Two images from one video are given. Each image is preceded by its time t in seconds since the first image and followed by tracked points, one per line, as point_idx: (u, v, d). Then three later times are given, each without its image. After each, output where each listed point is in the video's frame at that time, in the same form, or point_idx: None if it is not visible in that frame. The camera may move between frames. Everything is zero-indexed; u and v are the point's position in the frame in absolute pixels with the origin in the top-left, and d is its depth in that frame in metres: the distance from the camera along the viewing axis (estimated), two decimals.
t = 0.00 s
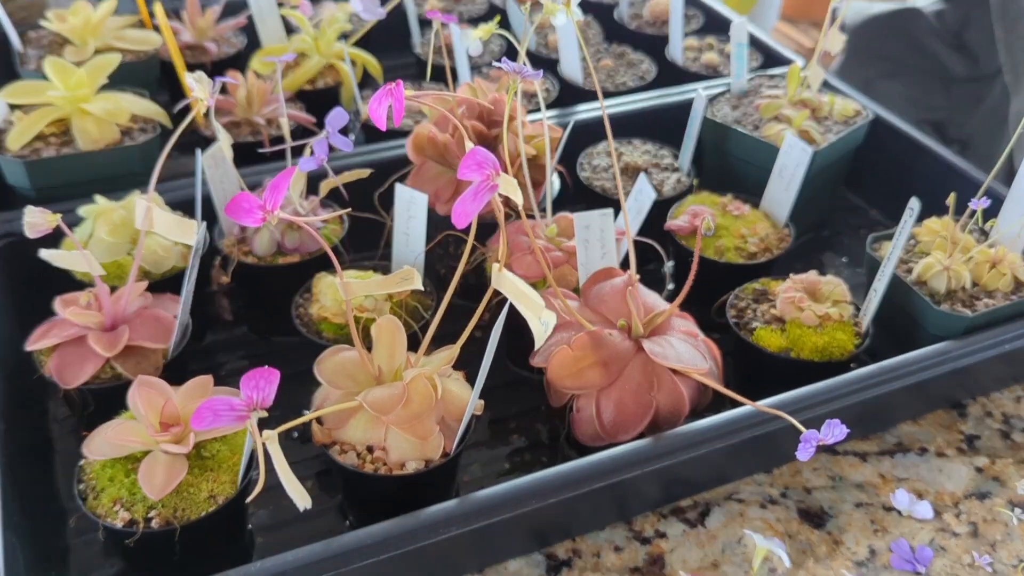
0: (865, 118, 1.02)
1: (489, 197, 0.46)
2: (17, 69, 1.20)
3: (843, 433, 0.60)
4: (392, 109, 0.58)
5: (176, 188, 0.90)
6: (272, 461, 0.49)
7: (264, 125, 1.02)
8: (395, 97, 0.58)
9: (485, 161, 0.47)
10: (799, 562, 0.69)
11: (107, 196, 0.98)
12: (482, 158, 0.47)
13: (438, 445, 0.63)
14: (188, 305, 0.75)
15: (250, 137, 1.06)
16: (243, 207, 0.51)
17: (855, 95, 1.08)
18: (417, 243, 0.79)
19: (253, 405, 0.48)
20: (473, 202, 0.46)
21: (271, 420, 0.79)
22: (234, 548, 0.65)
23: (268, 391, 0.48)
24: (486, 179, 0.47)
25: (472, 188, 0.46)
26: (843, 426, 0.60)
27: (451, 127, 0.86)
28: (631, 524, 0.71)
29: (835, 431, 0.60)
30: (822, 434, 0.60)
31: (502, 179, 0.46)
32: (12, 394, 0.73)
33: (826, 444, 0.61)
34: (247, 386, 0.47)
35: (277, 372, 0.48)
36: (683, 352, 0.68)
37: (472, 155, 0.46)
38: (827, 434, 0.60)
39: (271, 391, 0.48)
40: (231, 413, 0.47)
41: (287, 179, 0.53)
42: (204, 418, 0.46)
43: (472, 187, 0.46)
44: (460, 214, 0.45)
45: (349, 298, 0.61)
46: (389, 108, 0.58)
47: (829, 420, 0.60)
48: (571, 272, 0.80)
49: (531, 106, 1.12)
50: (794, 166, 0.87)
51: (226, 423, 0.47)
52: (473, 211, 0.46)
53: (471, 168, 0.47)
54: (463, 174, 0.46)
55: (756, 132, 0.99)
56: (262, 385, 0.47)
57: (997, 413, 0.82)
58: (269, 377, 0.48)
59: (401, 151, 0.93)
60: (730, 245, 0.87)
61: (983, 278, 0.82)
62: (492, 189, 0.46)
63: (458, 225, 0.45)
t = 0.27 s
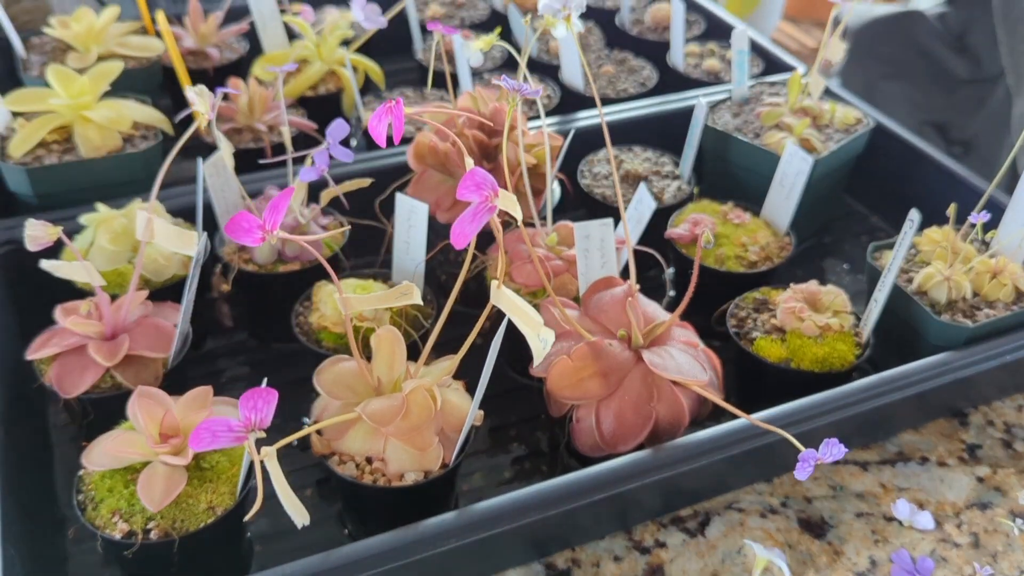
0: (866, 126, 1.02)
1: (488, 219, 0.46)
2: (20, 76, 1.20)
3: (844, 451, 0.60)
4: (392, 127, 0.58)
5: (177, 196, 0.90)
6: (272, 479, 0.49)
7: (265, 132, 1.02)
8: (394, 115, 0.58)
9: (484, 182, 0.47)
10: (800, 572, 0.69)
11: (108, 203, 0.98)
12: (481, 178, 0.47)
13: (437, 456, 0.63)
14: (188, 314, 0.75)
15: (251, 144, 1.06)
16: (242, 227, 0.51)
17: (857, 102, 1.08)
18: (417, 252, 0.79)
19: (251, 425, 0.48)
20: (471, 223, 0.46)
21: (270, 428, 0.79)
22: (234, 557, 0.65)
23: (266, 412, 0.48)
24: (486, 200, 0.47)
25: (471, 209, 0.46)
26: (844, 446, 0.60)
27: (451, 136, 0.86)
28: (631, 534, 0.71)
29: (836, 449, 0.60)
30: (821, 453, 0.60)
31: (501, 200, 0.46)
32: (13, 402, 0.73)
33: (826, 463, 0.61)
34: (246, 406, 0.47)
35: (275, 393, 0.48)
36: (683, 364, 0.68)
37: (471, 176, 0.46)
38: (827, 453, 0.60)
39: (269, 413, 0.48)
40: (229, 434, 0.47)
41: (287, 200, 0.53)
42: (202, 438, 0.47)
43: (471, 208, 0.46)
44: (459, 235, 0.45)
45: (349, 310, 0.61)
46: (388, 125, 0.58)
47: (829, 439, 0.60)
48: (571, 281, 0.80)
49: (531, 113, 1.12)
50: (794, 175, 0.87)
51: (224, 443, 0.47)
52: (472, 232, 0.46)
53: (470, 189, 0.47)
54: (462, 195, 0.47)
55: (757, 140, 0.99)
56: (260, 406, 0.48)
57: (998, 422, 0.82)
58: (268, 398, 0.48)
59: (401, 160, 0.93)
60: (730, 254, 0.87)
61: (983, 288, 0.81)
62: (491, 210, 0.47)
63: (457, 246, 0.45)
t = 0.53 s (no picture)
0: (868, 138, 1.02)
1: (480, 239, 0.47)
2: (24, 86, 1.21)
3: (837, 470, 0.61)
4: (387, 146, 0.58)
5: (179, 206, 0.90)
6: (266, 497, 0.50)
7: (267, 143, 1.02)
8: (390, 133, 0.58)
9: (477, 203, 0.47)
10: None
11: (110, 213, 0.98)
12: (474, 199, 0.47)
13: (435, 469, 0.63)
14: (188, 325, 0.75)
15: (253, 154, 1.07)
16: (236, 245, 0.52)
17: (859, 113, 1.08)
18: (417, 264, 0.79)
19: (244, 445, 0.48)
20: (464, 243, 0.46)
21: (270, 439, 0.79)
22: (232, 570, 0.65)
23: (259, 431, 0.48)
24: (478, 221, 0.47)
25: (463, 229, 0.46)
26: (837, 465, 0.61)
27: (452, 148, 0.86)
28: (631, 547, 0.71)
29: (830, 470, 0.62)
30: (814, 473, 0.61)
31: (491, 222, 0.47)
32: (13, 413, 0.73)
33: (821, 482, 0.62)
34: (238, 427, 0.48)
35: (267, 412, 0.48)
36: (682, 378, 0.67)
37: (463, 197, 0.47)
38: (820, 472, 0.61)
39: (261, 432, 0.48)
40: (221, 454, 0.48)
41: (281, 219, 0.54)
42: (194, 458, 0.47)
43: (463, 228, 0.46)
44: (450, 255, 0.45)
45: (346, 324, 0.61)
46: (384, 144, 0.59)
47: (822, 459, 0.61)
48: (571, 293, 0.80)
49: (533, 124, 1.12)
50: (795, 188, 0.87)
51: (216, 463, 0.48)
52: (464, 252, 0.46)
53: (463, 209, 0.47)
54: (455, 215, 0.47)
55: (758, 151, 0.99)
56: (252, 425, 0.48)
57: (1001, 435, 0.82)
58: (260, 417, 0.48)
59: (401, 171, 0.93)
60: (730, 266, 0.87)
61: (984, 301, 0.81)
62: (483, 231, 0.47)
63: (449, 266, 0.46)
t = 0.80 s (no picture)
0: (869, 150, 1.02)
1: (480, 250, 0.46)
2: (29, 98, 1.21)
3: (837, 485, 0.61)
4: (388, 156, 0.58)
5: (180, 218, 0.91)
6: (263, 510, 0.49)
7: (268, 155, 1.03)
8: (392, 144, 0.58)
9: (477, 214, 0.47)
10: None
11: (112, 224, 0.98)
12: (474, 210, 0.47)
13: (433, 483, 0.63)
14: (188, 337, 0.75)
15: (254, 166, 1.07)
16: (236, 256, 0.52)
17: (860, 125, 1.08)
18: (417, 276, 0.79)
19: (240, 458, 0.48)
20: (464, 254, 0.46)
21: (268, 451, 0.78)
22: None
23: (256, 444, 0.48)
24: (478, 231, 0.47)
25: (463, 240, 0.46)
26: (839, 480, 0.61)
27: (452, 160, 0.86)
28: (629, 562, 0.70)
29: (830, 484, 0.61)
30: (815, 487, 0.61)
31: (493, 232, 0.47)
32: (11, 424, 0.73)
33: (821, 498, 0.62)
34: (236, 438, 0.47)
35: (265, 425, 0.48)
36: (682, 391, 0.67)
37: (464, 208, 0.47)
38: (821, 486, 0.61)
39: (259, 444, 0.48)
40: (218, 467, 0.48)
41: (281, 230, 0.54)
42: (190, 471, 0.47)
43: (463, 239, 0.46)
44: (450, 266, 0.45)
45: (345, 336, 0.61)
46: (385, 154, 0.59)
47: (823, 473, 0.61)
48: (571, 305, 0.80)
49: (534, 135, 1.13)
50: (795, 200, 0.87)
51: (213, 476, 0.48)
52: (464, 263, 0.45)
53: (463, 220, 0.47)
54: (455, 226, 0.47)
55: (758, 163, 0.99)
56: (249, 438, 0.48)
57: (1002, 449, 0.81)
58: (258, 429, 0.48)
59: (402, 183, 0.93)
60: (731, 278, 0.87)
61: (986, 314, 0.81)
62: (484, 241, 0.47)
63: (449, 277, 0.45)
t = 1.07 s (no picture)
0: (870, 162, 1.02)
1: (474, 267, 0.46)
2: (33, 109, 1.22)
3: (835, 503, 0.61)
4: (385, 171, 0.58)
5: (181, 229, 0.91)
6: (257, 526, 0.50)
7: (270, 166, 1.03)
8: (388, 160, 0.58)
9: (471, 230, 0.47)
10: None
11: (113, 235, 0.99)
12: (469, 227, 0.47)
13: (431, 496, 0.62)
14: (187, 348, 0.75)
15: (256, 177, 1.07)
16: (231, 273, 0.52)
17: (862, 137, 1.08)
18: (417, 288, 0.79)
19: (233, 475, 0.48)
20: (458, 271, 0.45)
21: (266, 462, 0.78)
22: None
23: (248, 461, 0.48)
24: (472, 248, 0.47)
25: (457, 258, 0.45)
26: (836, 498, 0.62)
27: (453, 173, 0.86)
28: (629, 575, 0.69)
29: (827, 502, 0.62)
30: (812, 505, 0.61)
31: (486, 249, 0.46)
32: (10, 435, 0.73)
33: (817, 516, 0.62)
34: (228, 456, 0.47)
35: (258, 442, 0.48)
36: (681, 405, 0.67)
37: (458, 225, 0.47)
38: (819, 504, 0.61)
39: (250, 462, 0.48)
40: (210, 484, 0.47)
41: (275, 246, 0.54)
42: (182, 488, 0.47)
43: (457, 257, 0.46)
44: (444, 284, 0.44)
45: (343, 349, 0.61)
46: (381, 170, 0.58)
47: (821, 491, 0.61)
48: (571, 317, 0.80)
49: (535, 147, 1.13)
50: (796, 213, 0.87)
51: (204, 494, 0.48)
52: (458, 281, 0.45)
53: (458, 237, 0.47)
54: (449, 243, 0.47)
55: (759, 175, 0.99)
56: (241, 456, 0.48)
57: (1006, 462, 0.81)
58: (250, 446, 0.48)
59: (402, 195, 0.94)
60: (731, 290, 0.87)
61: (988, 327, 0.81)
62: (477, 259, 0.46)
63: (443, 294, 0.45)
